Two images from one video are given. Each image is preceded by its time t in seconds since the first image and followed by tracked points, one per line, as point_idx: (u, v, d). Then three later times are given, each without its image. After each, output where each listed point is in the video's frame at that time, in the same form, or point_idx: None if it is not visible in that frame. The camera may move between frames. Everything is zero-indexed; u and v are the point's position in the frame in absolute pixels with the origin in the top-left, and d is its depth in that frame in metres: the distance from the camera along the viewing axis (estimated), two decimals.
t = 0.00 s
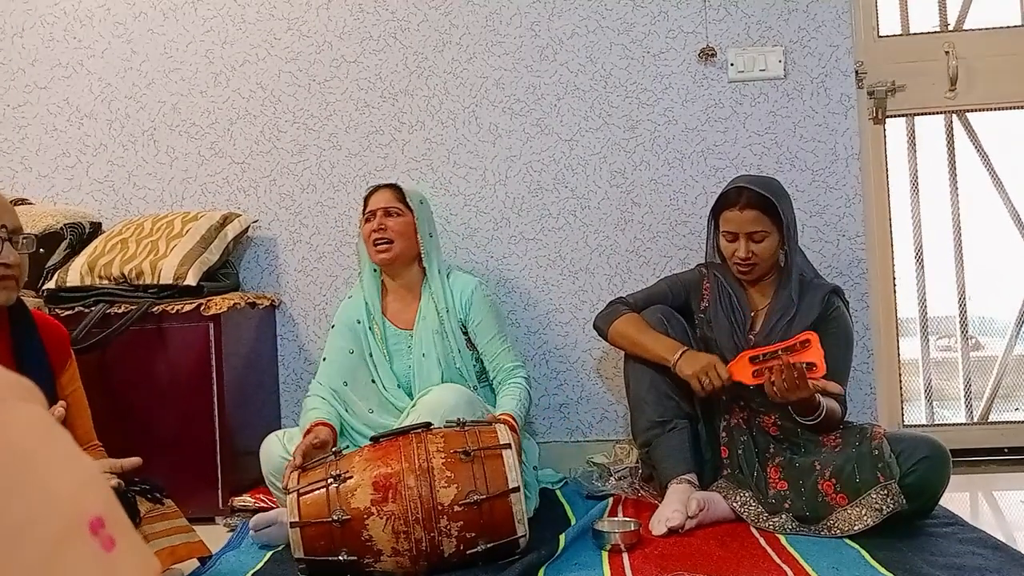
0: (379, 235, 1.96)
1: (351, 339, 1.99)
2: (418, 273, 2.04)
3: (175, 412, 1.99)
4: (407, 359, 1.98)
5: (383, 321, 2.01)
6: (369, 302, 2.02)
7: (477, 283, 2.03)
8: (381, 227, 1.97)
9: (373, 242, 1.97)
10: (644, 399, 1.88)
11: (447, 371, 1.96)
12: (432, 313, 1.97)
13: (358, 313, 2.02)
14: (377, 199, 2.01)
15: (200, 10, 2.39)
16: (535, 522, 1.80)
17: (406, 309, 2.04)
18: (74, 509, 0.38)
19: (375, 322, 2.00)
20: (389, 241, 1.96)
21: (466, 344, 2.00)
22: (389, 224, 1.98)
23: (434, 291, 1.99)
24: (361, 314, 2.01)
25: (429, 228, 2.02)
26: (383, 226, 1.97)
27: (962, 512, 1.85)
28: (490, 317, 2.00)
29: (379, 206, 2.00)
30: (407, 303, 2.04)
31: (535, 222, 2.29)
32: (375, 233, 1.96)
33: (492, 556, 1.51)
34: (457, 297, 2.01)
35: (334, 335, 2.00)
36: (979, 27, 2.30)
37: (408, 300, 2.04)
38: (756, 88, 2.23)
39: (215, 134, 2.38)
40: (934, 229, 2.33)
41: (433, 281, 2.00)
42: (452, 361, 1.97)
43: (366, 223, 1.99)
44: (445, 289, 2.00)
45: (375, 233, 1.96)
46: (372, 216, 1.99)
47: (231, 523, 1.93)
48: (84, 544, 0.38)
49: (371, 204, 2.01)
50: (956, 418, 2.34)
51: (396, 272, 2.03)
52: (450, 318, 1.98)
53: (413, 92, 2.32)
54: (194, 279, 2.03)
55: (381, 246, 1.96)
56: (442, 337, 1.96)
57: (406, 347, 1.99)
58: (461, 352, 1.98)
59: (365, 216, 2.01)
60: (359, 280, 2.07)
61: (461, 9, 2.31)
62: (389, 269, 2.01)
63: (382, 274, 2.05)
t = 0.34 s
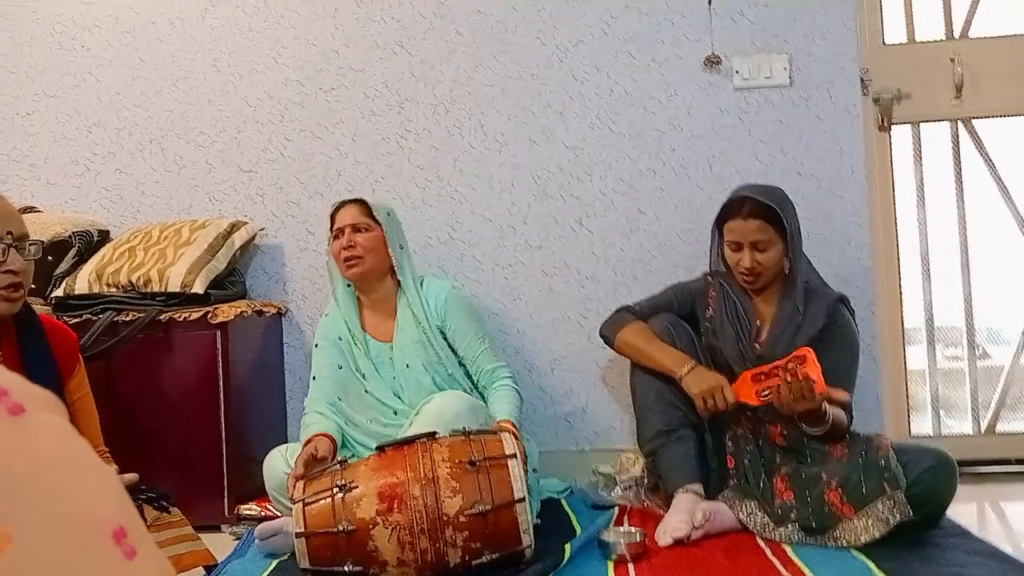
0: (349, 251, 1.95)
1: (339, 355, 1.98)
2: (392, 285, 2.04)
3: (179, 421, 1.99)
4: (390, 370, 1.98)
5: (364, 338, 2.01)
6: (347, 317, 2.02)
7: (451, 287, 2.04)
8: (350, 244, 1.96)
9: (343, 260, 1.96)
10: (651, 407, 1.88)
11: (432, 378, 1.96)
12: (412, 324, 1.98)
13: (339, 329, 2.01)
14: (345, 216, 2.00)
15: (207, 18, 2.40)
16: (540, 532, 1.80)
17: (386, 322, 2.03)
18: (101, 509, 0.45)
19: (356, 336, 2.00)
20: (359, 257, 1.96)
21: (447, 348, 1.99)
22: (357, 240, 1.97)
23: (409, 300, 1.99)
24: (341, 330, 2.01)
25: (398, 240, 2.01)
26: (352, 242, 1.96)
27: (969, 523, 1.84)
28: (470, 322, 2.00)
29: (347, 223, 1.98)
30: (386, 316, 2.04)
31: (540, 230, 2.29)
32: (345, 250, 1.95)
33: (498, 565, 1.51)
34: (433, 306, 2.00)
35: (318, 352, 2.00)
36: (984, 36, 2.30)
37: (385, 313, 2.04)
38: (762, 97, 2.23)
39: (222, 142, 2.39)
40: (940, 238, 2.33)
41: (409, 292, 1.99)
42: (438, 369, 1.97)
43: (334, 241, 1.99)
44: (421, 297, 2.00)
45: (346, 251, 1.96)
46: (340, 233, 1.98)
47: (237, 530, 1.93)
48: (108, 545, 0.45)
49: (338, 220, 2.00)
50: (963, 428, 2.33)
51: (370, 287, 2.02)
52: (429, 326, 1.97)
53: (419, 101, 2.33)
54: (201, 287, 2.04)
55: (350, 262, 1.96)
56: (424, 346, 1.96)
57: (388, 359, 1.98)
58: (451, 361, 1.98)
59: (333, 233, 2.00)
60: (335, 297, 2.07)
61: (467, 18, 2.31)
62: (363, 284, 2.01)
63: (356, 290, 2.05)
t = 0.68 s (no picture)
0: (320, 243, 1.93)
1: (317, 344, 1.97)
2: (364, 275, 2.01)
3: (172, 405, 1.99)
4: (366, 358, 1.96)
5: (339, 327, 1.99)
6: (321, 309, 2.00)
7: (423, 271, 2.02)
8: (319, 236, 1.94)
9: (313, 252, 1.94)
10: (644, 389, 1.89)
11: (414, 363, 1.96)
12: (387, 311, 1.97)
13: (316, 321, 1.99)
14: (312, 207, 1.97)
15: None
16: (535, 514, 1.81)
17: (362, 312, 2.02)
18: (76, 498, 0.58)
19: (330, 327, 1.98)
20: (330, 248, 1.94)
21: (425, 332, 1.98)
22: (327, 231, 1.95)
23: (384, 289, 1.98)
24: (316, 322, 1.99)
25: (368, 228, 1.99)
26: (321, 234, 1.94)
27: (961, 505, 1.85)
28: (448, 304, 2.00)
29: (314, 215, 1.96)
30: (360, 306, 2.02)
31: (535, 214, 2.29)
32: (315, 242, 1.93)
33: (493, 549, 1.51)
34: (407, 292, 1.99)
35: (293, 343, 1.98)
36: (982, 19, 2.28)
37: (360, 303, 2.02)
38: (758, 79, 2.23)
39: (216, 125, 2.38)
40: (935, 222, 2.33)
41: (381, 279, 1.99)
42: (416, 351, 1.97)
43: (303, 233, 1.97)
44: (395, 286, 1.99)
45: (315, 243, 1.94)
46: (308, 226, 1.96)
47: (231, 514, 1.94)
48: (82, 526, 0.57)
49: (305, 212, 1.98)
50: (956, 411, 2.34)
51: (341, 278, 1.99)
52: (405, 312, 1.97)
53: (414, 84, 2.31)
54: (195, 271, 2.04)
55: (321, 254, 1.94)
56: (401, 333, 1.96)
57: (366, 347, 1.96)
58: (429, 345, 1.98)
59: (301, 225, 1.98)
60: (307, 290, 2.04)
61: None
62: (335, 275, 1.99)
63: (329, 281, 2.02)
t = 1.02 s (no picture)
0: (308, 250, 1.92)
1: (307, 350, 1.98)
2: (355, 280, 2.01)
3: (160, 407, 1.98)
4: (359, 365, 1.97)
5: (330, 334, 1.99)
6: (312, 316, 1.99)
7: (415, 276, 2.00)
8: (308, 243, 1.93)
9: (303, 258, 1.94)
10: (632, 394, 1.89)
11: (404, 370, 1.96)
12: (376, 317, 1.96)
13: (303, 326, 2.00)
14: (300, 211, 1.96)
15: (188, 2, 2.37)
16: (521, 519, 1.80)
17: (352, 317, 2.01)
18: (64, 504, 0.76)
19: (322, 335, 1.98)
20: (319, 255, 1.93)
21: (416, 339, 1.97)
22: (315, 237, 1.94)
23: (374, 296, 1.97)
24: (307, 328, 1.99)
25: (357, 233, 1.97)
26: (309, 241, 1.93)
27: (946, 511, 1.86)
28: (438, 310, 1.97)
29: (302, 220, 1.95)
30: (351, 312, 2.02)
31: (523, 218, 2.29)
32: (303, 249, 1.93)
33: (479, 553, 1.50)
34: (398, 298, 1.98)
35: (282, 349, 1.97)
36: (969, 28, 2.31)
37: (352, 308, 2.02)
38: (745, 87, 2.24)
39: (203, 127, 2.37)
40: (920, 230, 2.34)
41: (371, 285, 1.97)
42: (407, 361, 1.96)
43: (291, 239, 1.95)
44: (385, 292, 1.97)
45: (303, 249, 1.93)
46: (297, 230, 1.95)
47: (216, 518, 1.92)
48: (73, 528, 0.76)
49: (293, 218, 1.96)
50: (940, 417, 2.36)
51: (332, 284, 1.99)
52: (396, 320, 1.95)
53: (402, 88, 2.31)
54: (181, 274, 2.02)
55: (311, 262, 1.93)
56: (392, 342, 1.95)
57: (358, 354, 1.97)
58: (420, 351, 1.97)
59: (290, 231, 1.96)
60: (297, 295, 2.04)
61: (450, 4, 2.30)
62: (324, 283, 1.98)
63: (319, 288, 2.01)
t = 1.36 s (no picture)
0: (360, 247, 1.93)
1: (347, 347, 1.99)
2: (402, 279, 2.02)
3: (194, 401, 2.01)
4: (401, 366, 1.96)
5: (375, 330, 2.00)
6: (359, 312, 2.00)
7: (463, 280, 2.04)
8: (361, 241, 1.93)
9: (353, 254, 1.95)
10: (663, 396, 1.88)
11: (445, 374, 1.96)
12: (421, 321, 1.97)
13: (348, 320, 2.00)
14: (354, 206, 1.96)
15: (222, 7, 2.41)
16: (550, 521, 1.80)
17: (396, 314, 2.03)
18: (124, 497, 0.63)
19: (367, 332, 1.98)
20: (370, 252, 1.94)
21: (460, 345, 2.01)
22: (368, 235, 1.94)
23: (421, 299, 1.99)
24: (352, 323, 2.00)
25: (409, 234, 2.00)
26: (363, 238, 1.93)
27: (980, 518, 1.83)
28: (480, 316, 2.00)
29: (354, 217, 1.94)
30: (396, 310, 2.03)
31: (552, 221, 2.29)
32: (356, 246, 1.93)
33: (509, 552, 1.51)
34: (444, 304, 2.00)
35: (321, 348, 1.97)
36: (1005, 33, 2.27)
37: (397, 306, 2.03)
38: (776, 91, 2.23)
39: (236, 130, 2.40)
40: (954, 235, 2.32)
41: (418, 288, 2.00)
42: (450, 369, 1.97)
43: (342, 234, 1.96)
44: (431, 299, 1.99)
45: (356, 246, 1.93)
46: (349, 227, 1.95)
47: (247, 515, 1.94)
48: (130, 525, 0.62)
49: (346, 213, 1.96)
50: (974, 425, 2.33)
51: (379, 281, 2.01)
52: (441, 326, 1.98)
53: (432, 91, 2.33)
54: (215, 273, 2.06)
55: (361, 259, 1.94)
56: (437, 345, 1.96)
57: (399, 354, 1.97)
58: (461, 357, 2.00)
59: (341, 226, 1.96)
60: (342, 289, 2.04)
61: (480, 9, 2.31)
62: (373, 278, 2.00)
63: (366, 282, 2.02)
